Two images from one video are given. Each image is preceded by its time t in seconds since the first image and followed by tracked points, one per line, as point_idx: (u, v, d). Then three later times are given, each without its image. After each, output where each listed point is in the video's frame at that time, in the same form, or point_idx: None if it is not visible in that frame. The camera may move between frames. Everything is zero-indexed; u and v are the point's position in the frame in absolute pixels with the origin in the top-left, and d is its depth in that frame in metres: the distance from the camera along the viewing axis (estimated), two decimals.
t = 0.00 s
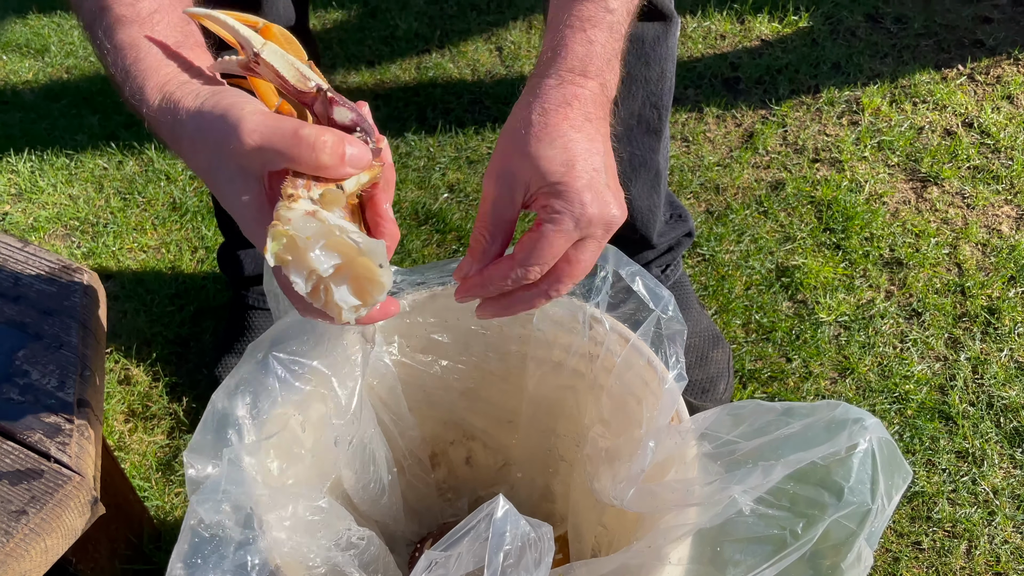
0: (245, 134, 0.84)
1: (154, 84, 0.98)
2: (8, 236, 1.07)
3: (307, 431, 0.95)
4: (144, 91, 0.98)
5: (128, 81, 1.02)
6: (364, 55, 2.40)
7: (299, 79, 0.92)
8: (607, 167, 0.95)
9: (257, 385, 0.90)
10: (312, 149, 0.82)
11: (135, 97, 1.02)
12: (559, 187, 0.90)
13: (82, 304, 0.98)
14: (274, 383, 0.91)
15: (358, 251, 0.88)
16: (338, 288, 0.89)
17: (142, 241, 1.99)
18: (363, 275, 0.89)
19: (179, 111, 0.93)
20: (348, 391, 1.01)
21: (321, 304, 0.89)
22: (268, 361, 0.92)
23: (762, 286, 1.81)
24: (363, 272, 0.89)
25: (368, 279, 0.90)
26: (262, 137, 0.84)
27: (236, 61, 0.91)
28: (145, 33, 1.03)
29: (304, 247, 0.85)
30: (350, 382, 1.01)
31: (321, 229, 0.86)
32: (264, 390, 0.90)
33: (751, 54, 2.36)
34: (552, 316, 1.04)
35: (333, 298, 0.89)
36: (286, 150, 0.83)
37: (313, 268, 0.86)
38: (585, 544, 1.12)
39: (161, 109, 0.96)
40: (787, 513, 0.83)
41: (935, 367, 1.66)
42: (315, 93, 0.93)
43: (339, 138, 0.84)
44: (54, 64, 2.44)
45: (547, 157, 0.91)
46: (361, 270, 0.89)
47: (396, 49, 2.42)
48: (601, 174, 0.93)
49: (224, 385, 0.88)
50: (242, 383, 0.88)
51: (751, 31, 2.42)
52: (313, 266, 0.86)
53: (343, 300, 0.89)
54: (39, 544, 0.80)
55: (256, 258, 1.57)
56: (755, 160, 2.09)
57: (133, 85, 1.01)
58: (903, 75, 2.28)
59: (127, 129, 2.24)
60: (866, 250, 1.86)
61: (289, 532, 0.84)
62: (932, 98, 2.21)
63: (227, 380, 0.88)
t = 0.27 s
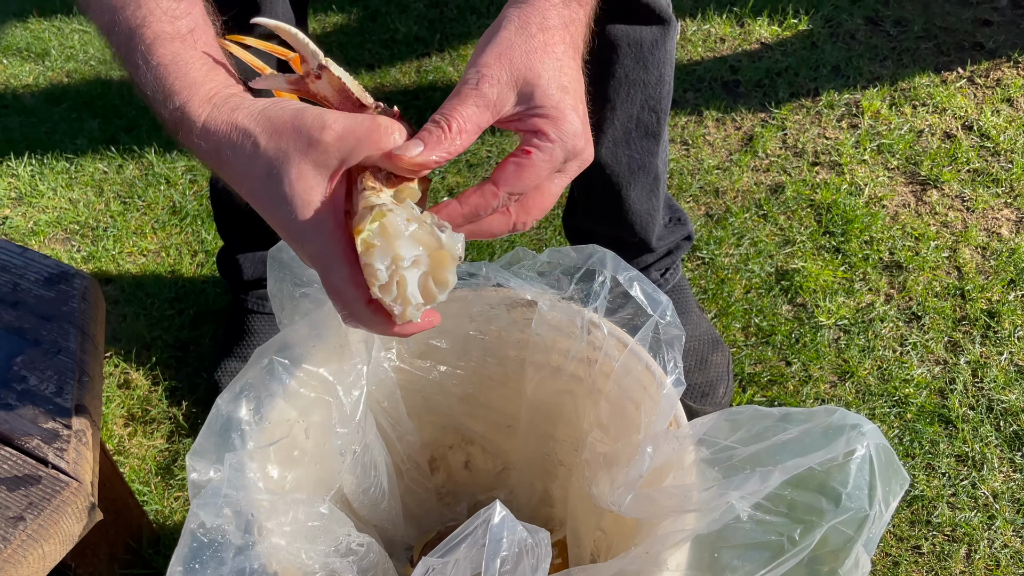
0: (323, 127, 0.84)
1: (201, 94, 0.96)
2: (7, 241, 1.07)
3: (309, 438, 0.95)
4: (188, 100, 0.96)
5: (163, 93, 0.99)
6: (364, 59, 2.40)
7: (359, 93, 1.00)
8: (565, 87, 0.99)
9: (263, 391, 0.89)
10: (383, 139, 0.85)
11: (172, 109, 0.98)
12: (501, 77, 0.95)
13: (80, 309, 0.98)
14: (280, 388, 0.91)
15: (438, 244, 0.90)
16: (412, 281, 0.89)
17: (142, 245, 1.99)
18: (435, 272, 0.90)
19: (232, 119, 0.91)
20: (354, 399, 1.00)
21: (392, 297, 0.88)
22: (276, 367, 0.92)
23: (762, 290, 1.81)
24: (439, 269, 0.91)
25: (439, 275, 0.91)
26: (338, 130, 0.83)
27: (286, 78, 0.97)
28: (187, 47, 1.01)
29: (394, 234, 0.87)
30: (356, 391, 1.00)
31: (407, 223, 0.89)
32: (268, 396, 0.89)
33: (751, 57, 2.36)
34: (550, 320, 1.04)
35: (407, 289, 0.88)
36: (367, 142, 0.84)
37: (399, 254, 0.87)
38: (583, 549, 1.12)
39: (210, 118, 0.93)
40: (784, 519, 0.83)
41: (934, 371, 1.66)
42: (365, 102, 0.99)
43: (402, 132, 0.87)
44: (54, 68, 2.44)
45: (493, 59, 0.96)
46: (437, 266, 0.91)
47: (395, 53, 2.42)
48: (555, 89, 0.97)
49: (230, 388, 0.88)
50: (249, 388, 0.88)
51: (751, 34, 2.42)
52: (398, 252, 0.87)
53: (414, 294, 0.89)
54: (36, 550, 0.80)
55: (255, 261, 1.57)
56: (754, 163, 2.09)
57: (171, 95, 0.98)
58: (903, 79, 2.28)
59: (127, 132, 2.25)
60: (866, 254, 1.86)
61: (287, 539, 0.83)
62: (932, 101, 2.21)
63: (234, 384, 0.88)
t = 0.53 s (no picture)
0: (351, 109, 0.86)
1: (218, 70, 0.95)
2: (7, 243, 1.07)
3: (310, 440, 0.95)
4: (203, 75, 0.95)
5: (173, 66, 0.97)
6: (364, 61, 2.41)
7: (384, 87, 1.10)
8: (577, 109, 0.99)
9: (265, 394, 0.89)
10: (404, 126, 0.90)
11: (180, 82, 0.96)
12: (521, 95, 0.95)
13: (80, 311, 0.98)
14: (282, 391, 0.90)
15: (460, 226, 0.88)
16: (432, 259, 0.87)
17: (142, 247, 1.99)
18: (451, 257, 0.89)
19: (254, 97, 0.91)
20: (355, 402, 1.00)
21: (410, 275, 0.85)
22: (279, 370, 0.91)
23: (763, 291, 1.81)
24: (456, 254, 0.89)
25: (456, 259, 0.89)
26: (365, 112, 0.87)
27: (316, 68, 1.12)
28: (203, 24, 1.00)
29: (421, 207, 0.86)
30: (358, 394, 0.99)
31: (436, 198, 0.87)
32: (269, 398, 0.89)
33: (751, 59, 2.36)
34: (550, 322, 1.04)
35: (425, 269, 0.86)
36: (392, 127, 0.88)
37: (424, 229, 0.85)
38: (584, 552, 1.11)
39: (228, 96, 0.92)
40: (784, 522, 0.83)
41: (936, 372, 1.65)
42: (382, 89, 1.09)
43: (421, 124, 0.93)
44: (55, 71, 2.45)
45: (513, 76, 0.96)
46: (455, 250, 0.89)
47: (396, 55, 2.43)
48: (570, 113, 0.98)
49: (232, 391, 0.87)
50: (252, 390, 0.88)
51: (751, 35, 2.42)
52: (422, 226, 0.86)
53: (430, 275, 0.87)
54: (36, 552, 0.80)
55: (256, 264, 1.57)
56: (755, 165, 2.09)
57: (183, 68, 0.96)
58: (904, 80, 2.27)
59: (128, 135, 2.25)
60: (867, 256, 1.86)
61: (287, 543, 0.83)
62: (932, 102, 2.21)
63: (237, 387, 0.88)
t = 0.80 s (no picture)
0: (369, 98, 0.88)
1: (231, 49, 0.96)
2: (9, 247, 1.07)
3: (311, 444, 0.95)
4: (216, 52, 0.95)
5: (184, 42, 0.97)
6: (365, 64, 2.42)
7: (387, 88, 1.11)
8: (576, 109, 1.00)
9: (267, 398, 0.89)
10: (416, 120, 0.92)
11: (190, 57, 0.96)
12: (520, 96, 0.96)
13: (82, 315, 0.99)
14: (284, 394, 0.90)
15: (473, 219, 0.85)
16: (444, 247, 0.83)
17: (144, 250, 2.00)
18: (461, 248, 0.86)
19: (269, 77, 0.91)
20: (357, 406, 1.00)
21: (420, 262, 0.82)
22: (281, 373, 0.91)
23: (763, 294, 1.81)
24: (466, 247, 0.86)
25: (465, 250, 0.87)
26: (380, 103, 0.89)
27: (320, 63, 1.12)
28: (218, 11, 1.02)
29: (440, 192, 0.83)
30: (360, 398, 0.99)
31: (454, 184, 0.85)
32: (271, 402, 0.89)
33: (752, 62, 2.37)
34: (550, 326, 1.04)
35: (437, 256, 0.83)
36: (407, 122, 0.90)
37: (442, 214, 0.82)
38: (585, 555, 1.11)
39: (241, 74, 0.92)
40: (784, 525, 0.83)
41: (937, 375, 1.65)
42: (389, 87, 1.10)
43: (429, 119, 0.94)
44: (56, 75, 2.46)
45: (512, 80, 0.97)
46: (466, 242, 0.86)
47: (397, 58, 2.44)
48: (570, 113, 0.99)
49: (233, 394, 0.87)
50: (254, 394, 0.89)
51: (751, 39, 2.43)
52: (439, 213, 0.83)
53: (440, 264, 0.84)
54: (38, 555, 0.80)
55: (257, 266, 1.57)
56: (756, 168, 2.09)
57: (195, 45, 0.96)
58: (904, 83, 2.28)
59: (129, 138, 2.26)
60: (867, 258, 1.86)
61: (289, 546, 0.83)
62: (933, 105, 2.22)
63: (239, 391, 0.88)
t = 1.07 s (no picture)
0: (343, 80, 0.87)
1: (208, 28, 0.96)
2: (12, 249, 1.08)
3: (312, 445, 0.95)
4: (192, 29, 0.96)
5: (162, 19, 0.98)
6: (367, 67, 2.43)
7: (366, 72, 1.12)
8: (580, 151, 1.00)
9: (268, 399, 0.89)
10: (392, 104, 0.89)
11: (168, 34, 0.97)
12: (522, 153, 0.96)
13: (84, 316, 0.99)
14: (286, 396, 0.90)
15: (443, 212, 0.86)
16: (408, 242, 0.85)
17: (146, 252, 2.00)
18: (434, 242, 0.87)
19: (240, 56, 0.92)
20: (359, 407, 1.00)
21: (384, 255, 0.84)
22: (283, 375, 0.91)
23: (765, 296, 1.81)
24: (437, 242, 0.87)
25: (433, 248, 0.87)
26: (357, 85, 0.87)
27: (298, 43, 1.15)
28: None
29: (409, 187, 0.85)
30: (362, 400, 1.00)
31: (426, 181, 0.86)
32: (273, 403, 0.89)
33: (753, 64, 2.37)
34: (552, 327, 1.04)
35: (402, 250, 0.84)
36: (382, 103, 0.88)
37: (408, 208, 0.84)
38: (587, 557, 1.11)
39: (214, 53, 0.93)
40: (787, 527, 0.83)
41: (938, 377, 1.65)
42: (365, 65, 1.10)
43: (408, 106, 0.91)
44: (58, 77, 2.47)
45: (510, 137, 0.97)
46: (436, 237, 0.87)
47: (398, 61, 2.44)
48: (574, 156, 0.99)
49: (235, 395, 0.87)
50: (256, 396, 0.89)
51: (753, 41, 2.44)
52: (407, 206, 0.85)
53: (405, 259, 0.85)
54: (40, 557, 0.80)
55: (258, 270, 1.58)
56: (757, 170, 2.10)
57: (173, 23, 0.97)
58: (905, 85, 2.28)
59: (131, 141, 2.27)
60: (869, 260, 1.86)
61: (290, 549, 0.83)
62: (934, 107, 2.22)
63: (240, 392, 0.88)
